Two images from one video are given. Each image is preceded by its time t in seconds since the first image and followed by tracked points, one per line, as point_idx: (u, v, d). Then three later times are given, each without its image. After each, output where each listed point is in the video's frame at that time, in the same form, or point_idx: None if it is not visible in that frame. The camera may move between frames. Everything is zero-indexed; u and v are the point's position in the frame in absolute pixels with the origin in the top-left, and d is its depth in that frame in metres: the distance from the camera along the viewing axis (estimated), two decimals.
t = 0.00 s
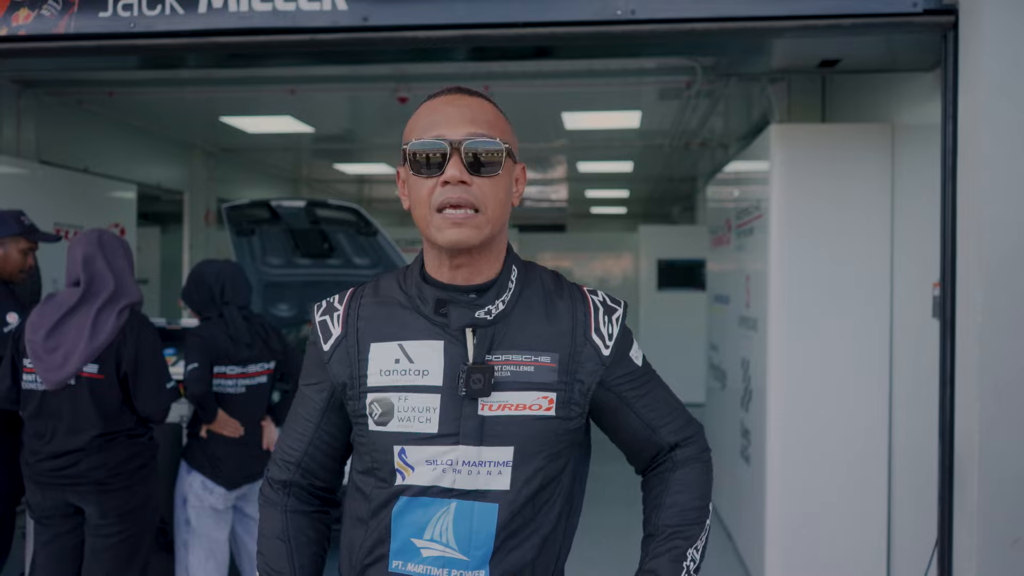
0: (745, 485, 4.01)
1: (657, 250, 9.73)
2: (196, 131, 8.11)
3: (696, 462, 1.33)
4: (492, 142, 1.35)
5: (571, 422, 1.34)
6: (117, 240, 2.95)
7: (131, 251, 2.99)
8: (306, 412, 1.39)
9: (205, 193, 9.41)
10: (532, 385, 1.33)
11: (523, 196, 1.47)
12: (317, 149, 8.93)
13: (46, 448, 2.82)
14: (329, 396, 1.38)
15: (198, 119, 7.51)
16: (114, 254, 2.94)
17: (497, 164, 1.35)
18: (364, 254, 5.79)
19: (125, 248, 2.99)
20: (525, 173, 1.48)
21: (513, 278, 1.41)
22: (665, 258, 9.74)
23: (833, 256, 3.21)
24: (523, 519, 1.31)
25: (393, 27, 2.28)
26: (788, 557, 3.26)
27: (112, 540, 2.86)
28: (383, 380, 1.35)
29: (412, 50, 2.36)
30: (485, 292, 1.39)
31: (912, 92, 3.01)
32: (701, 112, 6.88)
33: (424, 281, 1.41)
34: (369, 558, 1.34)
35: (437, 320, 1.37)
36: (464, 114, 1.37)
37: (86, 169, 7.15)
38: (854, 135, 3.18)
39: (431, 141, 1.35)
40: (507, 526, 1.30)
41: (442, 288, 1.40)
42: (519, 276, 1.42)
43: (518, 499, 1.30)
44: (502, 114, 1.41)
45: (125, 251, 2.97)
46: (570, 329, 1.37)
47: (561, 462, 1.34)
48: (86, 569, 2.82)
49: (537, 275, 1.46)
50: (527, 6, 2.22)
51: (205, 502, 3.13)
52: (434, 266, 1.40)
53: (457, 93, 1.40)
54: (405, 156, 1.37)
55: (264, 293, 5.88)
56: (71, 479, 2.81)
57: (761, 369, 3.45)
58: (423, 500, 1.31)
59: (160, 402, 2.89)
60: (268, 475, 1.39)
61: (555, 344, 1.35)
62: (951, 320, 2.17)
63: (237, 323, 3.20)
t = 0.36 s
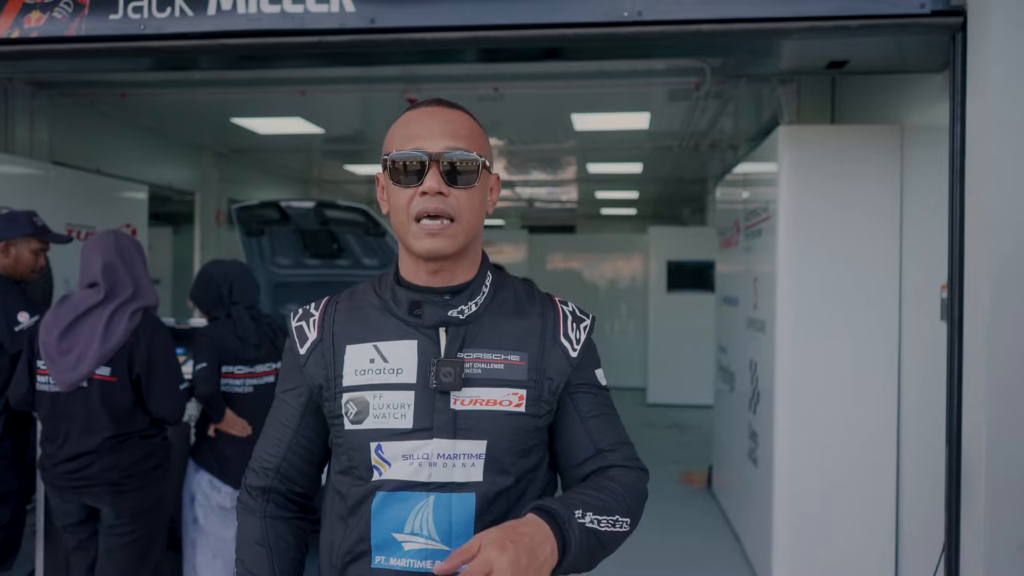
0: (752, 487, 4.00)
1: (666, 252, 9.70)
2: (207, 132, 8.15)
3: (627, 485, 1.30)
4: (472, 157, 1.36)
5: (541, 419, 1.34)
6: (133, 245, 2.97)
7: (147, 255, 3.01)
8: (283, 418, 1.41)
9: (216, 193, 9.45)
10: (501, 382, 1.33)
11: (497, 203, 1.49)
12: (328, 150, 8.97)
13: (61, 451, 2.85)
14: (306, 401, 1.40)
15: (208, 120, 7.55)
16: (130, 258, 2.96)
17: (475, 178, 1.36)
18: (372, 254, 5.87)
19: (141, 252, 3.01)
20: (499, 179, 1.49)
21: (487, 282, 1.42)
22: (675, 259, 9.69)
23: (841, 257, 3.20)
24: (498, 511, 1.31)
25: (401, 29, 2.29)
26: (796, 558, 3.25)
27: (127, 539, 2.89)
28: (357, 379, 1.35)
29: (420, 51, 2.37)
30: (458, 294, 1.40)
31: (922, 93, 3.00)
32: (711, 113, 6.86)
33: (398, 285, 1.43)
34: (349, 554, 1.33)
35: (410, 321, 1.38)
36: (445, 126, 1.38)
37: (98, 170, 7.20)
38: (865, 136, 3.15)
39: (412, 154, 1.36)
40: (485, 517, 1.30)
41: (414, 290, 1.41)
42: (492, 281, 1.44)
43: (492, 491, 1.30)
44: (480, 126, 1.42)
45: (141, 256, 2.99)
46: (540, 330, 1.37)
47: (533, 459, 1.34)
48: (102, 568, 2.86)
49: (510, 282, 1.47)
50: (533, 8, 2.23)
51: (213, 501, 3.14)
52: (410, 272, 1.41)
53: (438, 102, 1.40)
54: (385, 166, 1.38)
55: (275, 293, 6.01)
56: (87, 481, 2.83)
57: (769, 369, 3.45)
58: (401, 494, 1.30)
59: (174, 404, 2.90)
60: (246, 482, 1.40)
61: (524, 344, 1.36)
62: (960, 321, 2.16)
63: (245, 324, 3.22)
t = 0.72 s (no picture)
0: (763, 489, 3.98)
1: (678, 253, 9.65)
2: (220, 133, 8.20)
3: (606, 505, 1.31)
4: (447, 175, 1.34)
5: (512, 425, 1.33)
6: (144, 251, 3.00)
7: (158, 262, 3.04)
8: (269, 420, 1.43)
9: (229, 194, 9.50)
10: (471, 387, 1.32)
11: (476, 216, 1.47)
12: (340, 151, 9.00)
13: (77, 454, 2.87)
14: (288, 404, 1.41)
15: (221, 121, 7.60)
16: (141, 264, 2.98)
17: (449, 195, 1.34)
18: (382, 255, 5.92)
19: (151, 258, 3.04)
20: (483, 195, 1.47)
21: (462, 286, 1.42)
22: (687, 261, 9.63)
23: (852, 257, 3.18)
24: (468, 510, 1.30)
25: (409, 30, 2.30)
26: (806, 559, 3.24)
27: (146, 541, 2.91)
28: (332, 384, 1.36)
29: (428, 53, 2.37)
30: (431, 298, 1.40)
31: (934, 92, 2.98)
32: (723, 114, 6.83)
33: (374, 291, 1.43)
34: (324, 550, 1.34)
35: (383, 326, 1.38)
36: (426, 141, 1.35)
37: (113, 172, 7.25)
38: (877, 136, 3.13)
39: (389, 165, 1.34)
40: (454, 517, 1.29)
41: (389, 296, 1.40)
42: (467, 287, 1.43)
43: (461, 490, 1.30)
44: (461, 142, 1.39)
45: (152, 262, 3.02)
46: (513, 335, 1.37)
47: (503, 467, 1.33)
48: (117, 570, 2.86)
49: (487, 286, 1.47)
50: (539, 9, 2.23)
51: (223, 500, 3.17)
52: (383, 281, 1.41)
53: (425, 116, 1.38)
54: (362, 174, 1.36)
55: (286, 294, 5.98)
56: (102, 484, 2.86)
57: (780, 369, 3.43)
58: (372, 495, 1.30)
59: (186, 408, 2.94)
60: (235, 481, 1.44)
61: (496, 350, 1.35)
62: (971, 323, 2.14)
63: (255, 325, 3.24)
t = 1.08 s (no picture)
0: (777, 487, 3.96)
1: (693, 250, 9.60)
2: (235, 130, 8.24)
3: (623, 474, 1.34)
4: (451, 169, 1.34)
5: (511, 421, 1.34)
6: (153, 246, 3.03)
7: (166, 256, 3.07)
8: (258, 408, 1.42)
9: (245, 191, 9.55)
10: (471, 385, 1.33)
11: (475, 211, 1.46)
12: (354, 148, 9.03)
13: (100, 449, 2.85)
14: (280, 394, 1.40)
15: (236, 118, 7.64)
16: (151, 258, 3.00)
17: (452, 189, 1.34)
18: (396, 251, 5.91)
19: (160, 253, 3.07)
20: (482, 189, 1.46)
21: (457, 281, 1.41)
22: (703, 258, 9.57)
23: (867, 254, 3.15)
24: (457, 514, 1.30)
25: (421, 27, 2.30)
26: (819, 560, 3.21)
27: (167, 535, 2.94)
28: (328, 379, 1.35)
29: (441, 49, 2.37)
30: (428, 294, 1.39)
31: (951, 88, 2.94)
32: (738, 110, 6.79)
33: (369, 284, 1.42)
34: (313, 545, 1.33)
35: (380, 322, 1.37)
36: (431, 132, 1.35)
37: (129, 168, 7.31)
38: (893, 132, 3.09)
39: (392, 155, 1.33)
40: (443, 517, 1.29)
41: (385, 291, 1.39)
42: (463, 280, 1.42)
43: (457, 491, 1.30)
44: (464, 135, 1.39)
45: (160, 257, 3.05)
46: (512, 330, 1.37)
47: (500, 461, 1.34)
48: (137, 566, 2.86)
49: (483, 278, 1.47)
50: (550, 6, 2.22)
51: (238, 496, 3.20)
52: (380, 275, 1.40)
53: (429, 107, 1.37)
54: (364, 163, 1.35)
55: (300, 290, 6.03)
56: (126, 480, 2.86)
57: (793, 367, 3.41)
58: (364, 492, 1.30)
59: (201, 401, 2.96)
60: (222, 468, 1.42)
61: (495, 346, 1.35)
62: (987, 321, 2.12)
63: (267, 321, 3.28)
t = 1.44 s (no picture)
0: (791, 486, 3.93)
1: (707, 247, 9.56)
2: (249, 129, 8.28)
3: (623, 477, 1.35)
4: (451, 158, 1.33)
5: (524, 421, 1.35)
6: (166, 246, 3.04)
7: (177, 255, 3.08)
8: (265, 411, 1.42)
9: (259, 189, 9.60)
10: (485, 386, 1.33)
11: (483, 207, 1.45)
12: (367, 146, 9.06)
13: (117, 449, 2.87)
14: (288, 396, 1.39)
15: (250, 117, 7.68)
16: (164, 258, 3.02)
17: (453, 178, 1.33)
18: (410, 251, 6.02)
19: (172, 252, 3.08)
20: (489, 186, 1.45)
21: (468, 282, 1.40)
22: (716, 255, 9.52)
23: (883, 252, 3.12)
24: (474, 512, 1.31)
25: (432, 25, 2.30)
26: (834, 560, 3.19)
27: (185, 533, 2.96)
28: (341, 382, 1.34)
29: (453, 47, 2.37)
30: (440, 296, 1.38)
31: (968, 83, 2.91)
32: (752, 106, 6.75)
33: (380, 285, 1.41)
34: (327, 548, 1.34)
35: (392, 324, 1.36)
36: (430, 125, 1.35)
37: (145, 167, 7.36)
38: (908, 130, 3.07)
39: (391, 147, 1.33)
40: (459, 518, 1.30)
41: (396, 292, 1.38)
42: (473, 280, 1.41)
43: (473, 490, 1.30)
44: (463, 125, 1.39)
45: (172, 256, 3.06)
46: (523, 330, 1.37)
47: (512, 462, 1.34)
48: (152, 563, 2.88)
49: (492, 277, 1.46)
50: (563, 3, 2.22)
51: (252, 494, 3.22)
52: (389, 276, 1.39)
53: (428, 102, 1.39)
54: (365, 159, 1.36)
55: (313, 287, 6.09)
56: (143, 478, 2.88)
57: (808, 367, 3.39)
58: (380, 494, 1.31)
59: (216, 399, 2.99)
60: (229, 471, 1.42)
61: (507, 346, 1.35)
62: (1003, 320, 2.10)
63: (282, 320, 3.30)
